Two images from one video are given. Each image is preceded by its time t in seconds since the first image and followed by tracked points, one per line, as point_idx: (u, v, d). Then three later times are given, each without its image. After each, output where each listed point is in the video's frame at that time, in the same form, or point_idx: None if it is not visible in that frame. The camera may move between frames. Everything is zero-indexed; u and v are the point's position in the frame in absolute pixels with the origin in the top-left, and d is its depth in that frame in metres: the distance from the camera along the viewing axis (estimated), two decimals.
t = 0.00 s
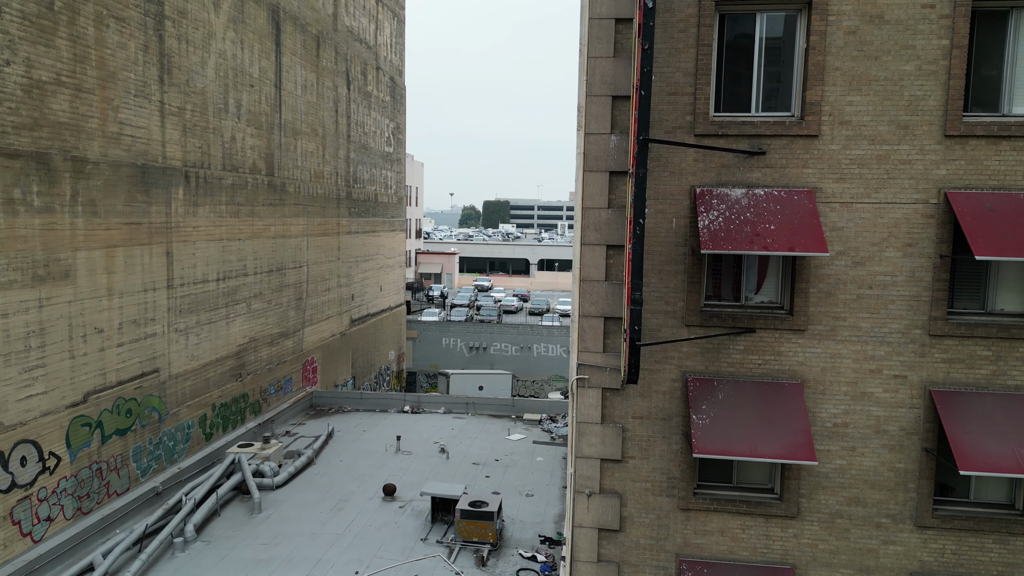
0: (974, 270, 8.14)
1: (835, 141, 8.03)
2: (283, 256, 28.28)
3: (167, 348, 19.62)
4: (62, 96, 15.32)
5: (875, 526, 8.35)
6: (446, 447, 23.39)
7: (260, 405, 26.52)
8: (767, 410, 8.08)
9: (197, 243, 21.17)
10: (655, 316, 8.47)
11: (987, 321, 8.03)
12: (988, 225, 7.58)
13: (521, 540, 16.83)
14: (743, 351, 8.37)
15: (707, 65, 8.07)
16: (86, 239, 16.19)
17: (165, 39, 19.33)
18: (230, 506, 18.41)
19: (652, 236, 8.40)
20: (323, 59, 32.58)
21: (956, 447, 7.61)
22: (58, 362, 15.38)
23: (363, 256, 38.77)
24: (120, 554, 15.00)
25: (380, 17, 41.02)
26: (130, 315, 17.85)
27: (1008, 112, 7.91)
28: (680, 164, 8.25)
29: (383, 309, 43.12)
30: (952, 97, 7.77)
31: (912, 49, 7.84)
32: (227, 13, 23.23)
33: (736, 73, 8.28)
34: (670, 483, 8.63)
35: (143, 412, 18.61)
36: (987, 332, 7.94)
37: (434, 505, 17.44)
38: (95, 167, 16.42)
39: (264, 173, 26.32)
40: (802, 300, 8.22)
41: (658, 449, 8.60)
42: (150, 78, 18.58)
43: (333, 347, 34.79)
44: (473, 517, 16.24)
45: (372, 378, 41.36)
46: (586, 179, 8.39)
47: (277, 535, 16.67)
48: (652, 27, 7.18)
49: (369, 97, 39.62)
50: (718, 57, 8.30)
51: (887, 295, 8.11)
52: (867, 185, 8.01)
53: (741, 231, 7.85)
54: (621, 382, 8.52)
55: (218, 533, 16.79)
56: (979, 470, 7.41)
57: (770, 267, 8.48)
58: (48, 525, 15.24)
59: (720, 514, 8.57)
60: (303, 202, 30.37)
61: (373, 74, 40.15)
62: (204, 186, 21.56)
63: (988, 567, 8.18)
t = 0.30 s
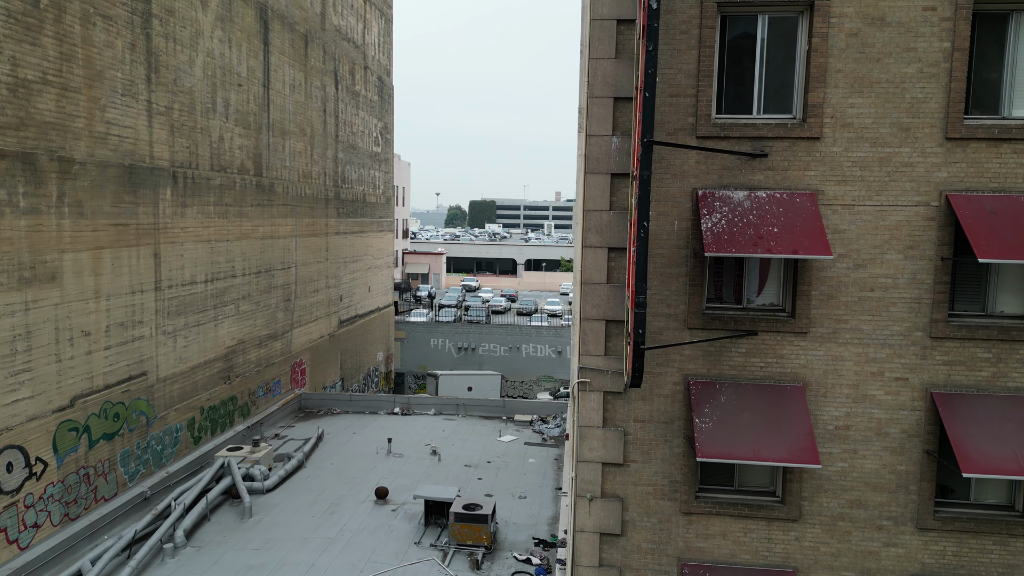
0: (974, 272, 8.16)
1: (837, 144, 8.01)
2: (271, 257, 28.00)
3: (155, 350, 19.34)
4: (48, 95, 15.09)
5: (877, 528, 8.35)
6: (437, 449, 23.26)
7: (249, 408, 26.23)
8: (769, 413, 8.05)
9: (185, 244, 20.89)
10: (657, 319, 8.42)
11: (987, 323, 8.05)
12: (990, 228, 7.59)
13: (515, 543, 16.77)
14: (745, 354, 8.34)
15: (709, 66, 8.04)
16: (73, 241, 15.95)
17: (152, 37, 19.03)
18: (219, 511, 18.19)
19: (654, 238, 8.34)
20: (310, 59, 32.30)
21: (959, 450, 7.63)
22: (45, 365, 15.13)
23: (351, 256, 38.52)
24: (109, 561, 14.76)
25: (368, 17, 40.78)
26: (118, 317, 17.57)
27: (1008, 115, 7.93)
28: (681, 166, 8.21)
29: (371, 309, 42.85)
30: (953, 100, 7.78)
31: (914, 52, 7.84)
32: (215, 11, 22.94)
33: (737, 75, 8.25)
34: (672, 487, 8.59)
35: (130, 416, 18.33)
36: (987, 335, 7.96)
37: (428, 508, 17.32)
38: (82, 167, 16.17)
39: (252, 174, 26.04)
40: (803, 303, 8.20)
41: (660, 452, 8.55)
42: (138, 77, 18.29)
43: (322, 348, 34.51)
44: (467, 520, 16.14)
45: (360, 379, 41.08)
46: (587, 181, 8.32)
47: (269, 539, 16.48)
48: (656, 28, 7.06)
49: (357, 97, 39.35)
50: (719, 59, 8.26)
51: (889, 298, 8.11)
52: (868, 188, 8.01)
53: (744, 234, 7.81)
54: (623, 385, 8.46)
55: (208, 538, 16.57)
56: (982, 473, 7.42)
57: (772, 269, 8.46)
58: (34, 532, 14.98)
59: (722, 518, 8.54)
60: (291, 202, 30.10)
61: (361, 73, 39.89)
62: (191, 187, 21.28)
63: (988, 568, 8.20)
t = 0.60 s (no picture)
0: (974, 275, 8.18)
1: (839, 146, 8.00)
2: (259, 258, 27.70)
3: (143, 353, 19.05)
4: (34, 94, 14.87)
5: (878, 530, 8.36)
6: (429, 451, 23.13)
7: (237, 411, 25.94)
8: (771, 416, 8.03)
9: (173, 245, 20.61)
10: (659, 322, 8.37)
11: (987, 325, 8.07)
12: (992, 230, 7.60)
13: (509, 546, 16.69)
14: (746, 356, 8.31)
15: (711, 68, 8.00)
16: (59, 242, 15.72)
17: (139, 36, 18.75)
18: (209, 515, 17.95)
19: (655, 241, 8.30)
20: (298, 58, 32.03)
21: (961, 452, 7.65)
22: (31, 369, 14.89)
23: (339, 257, 38.24)
24: (97, 568, 14.53)
25: (355, 16, 40.50)
26: (105, 320, 17.30)
27: (1008, 117, 7.96)
28: (683, 167, 8.17)
29: (359, 310, 42.57)
30: (954, 103, 7.79)
31: (915, 54, 7.84)
32: (202, 10, 22.65)
33: (739, 76, 8.23)
34: (674, 490, 8.55)
35: (118, 420, 18.05)
36: (988, 337, 7.98)
37: (421, 511, 17.20)
38: (68, 168, 15.94)
39: (240, 174, 25.75)
40: (805, 305, 8.19)
41: (661, 456, 8.51)
42: (125, 76, 18.02)
43: (310, 350, 34.22)
44: (461, 523, 16.04)
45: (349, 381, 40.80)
46: (589, 183, 8.26)
47: (260, 544, 16.29)
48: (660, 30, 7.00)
49: (345, 96, 39.08)
50: (720, 61, 8.23)
51: (890, 300, 8.11)
52: (870, 190, 8.00)
53: (748, 236, 7.78)
54: (625, 389, 8.40)
55: (198, 543, 16.35)
56: (984, 475, 7.44)
57: (773, 272, 8.45)
58: (21, 539, 14.73)
59: (724, 521, 8.50)
60: (279, 202, 29.82)
61: (349, 73, 39.61)
62: (179, 188, 21.00)
63: (988, 569, 8.24)
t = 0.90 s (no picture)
0: (974, 277, 8.20)
1: (840, 148, 7.99)
2: (247, 259, 27.42)
3: (130, 356, 18.76)
4: (18, 93, 14.65)
5: (879, 532, 8.36)
6: (420, 454, 22.99)
7: (225, 414, 25.65)
8: (774, 419, 8.02)
9: (160, 246, 20.33)
10: (660, 325, 8.32)
11: (987, 327, 8.10)
12: (993, 233, 7.62)
13: (503, 548, 16.58)
14: (748, 359, 8.28)
15: (713, 69, 7.96)
16: (45, 244, 15.47)
17: (126, 35, 18.47)
18: (199, 520, 17.69)
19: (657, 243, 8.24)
20: (286, 57, 31.75)
21: (962, 454, 7.67)
22: (16, 373, 14.65)
23: (327, 257, 37.95)
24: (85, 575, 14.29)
25: (343, 15, 40.21)
26: (91, 323, 17.03)
27: (1007, 120, 7.99)
28: (685, 169, 8.13)
29: (347, 311, 42.28)
30: (954, 105, 7.81)
31: (916, 57, 7.85)
32: (189, 8, 22.37)
33: (741, 78, 8.20)
34: (675, 494, 8.50)
35: (105, 424, 17.78)
36: (988, 339, 8.01)
37: (414, 514, 17.06)
38: (54, 168, 15.70)
39: (228, 174, 25.47)
40: (807, 308, 8.17)
41: (663, 459, 8.46)
42: (111, 75, 17.74)
43: (298, 351, 33.93)
44: (455, 526, 15.91)
45: (337, 382, 40.51)
46: (590, 185, 8.19)
47: (251, 549, 16.09)
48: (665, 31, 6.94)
49: (332, 96, 38.78)
50: (722, 62, 8.20)
51: (892, 302, 8.11)
52: (871, 193, 8.00)
53: (751, 239, 7.75)
54: (627, 392, 8.34)
55: (188, 548, 16.12)
56: (985, 477, 7.47)
57: (774, 274, 8.43)
58: (6, 546, 14.49)
59: (726, 524, 8.47)
60: (267, 203, 29.52)
61: (336, 72, 39.33)
62: (166, 188, 20.72)
63: (988, 570, 8.26)
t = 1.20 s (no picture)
0: (974, 279, 8.22)
1: (842, 150, 7.98)
2: (234, 260, 27.11)
3: (117, 359, 18.47)
4: (3, 93, 14.42)
5: (880, 534, 8.36)
6: (411, 456, 22.84)
7: (212, 417, 25.35)
8: (777, 422, 8.00)
9: (147, 247, 20.03)
10: (662, 328, 8.27)
11: (987, 329, 8.13)
12: (994, 234, 7.64)
13: (496, 551, 16.50)
14: (749, 361, 8.26)
15: (715, 70, 7.92)
16: (30, 246, 15.22)
17: (112, 33, 18.18)
18: (188, 525, 17.44)
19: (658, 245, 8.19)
20: (273, 56, 31.44)
21: (964, 456, 7.68)
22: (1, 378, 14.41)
23: (314, 258, 37.65)
24: None
25: (330, 14, 39.90)
26: (78, 325, 16.75)
27: (1006, 122, 8.02)
28: (686, 171, 8.09)
29: (335, 312, 41.98)
30: (955, 108, 7.82)
31: (916, 59, 7.85)
32: (176, 6, 22.07)
33: (742, 79, 8.17)
34: (677, 497, 8.46)
35: (92, 429, 17.50)
36: (988, 340, 8.03)
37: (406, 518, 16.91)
38: (40, 169, 15.45)
39: (215, 175, 25.17)
40: (808, 310, 8.15)
41: (665, 462, 8.41)
42: (97, 74, 17.46)
43: (285, 353, 33.63)
44: (448, 529, 15.80)
45: (324, 384, 40.21)
46: (592, 187, 8.13)
47: (242, 554, 15.89)
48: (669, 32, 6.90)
49: (319, 95, 38.46)
50: (724, 64, 8.16)
51: (893, 304, 8.12)
52: (872, 195, 8.00)
53: (754, 241, 7.72)
54: (629, 395, 8.29)
55: (178, 554, 15.88)
56: (987, 479, 7.48)
57: (775, 276, 8.41)
58: None
59: (728, 527, 8.44)
60: (255, 203, 29.22)
61: (323, 71, 39.01)
62: (153, 189, 20.42)
63: (987, 571, 8.29)
